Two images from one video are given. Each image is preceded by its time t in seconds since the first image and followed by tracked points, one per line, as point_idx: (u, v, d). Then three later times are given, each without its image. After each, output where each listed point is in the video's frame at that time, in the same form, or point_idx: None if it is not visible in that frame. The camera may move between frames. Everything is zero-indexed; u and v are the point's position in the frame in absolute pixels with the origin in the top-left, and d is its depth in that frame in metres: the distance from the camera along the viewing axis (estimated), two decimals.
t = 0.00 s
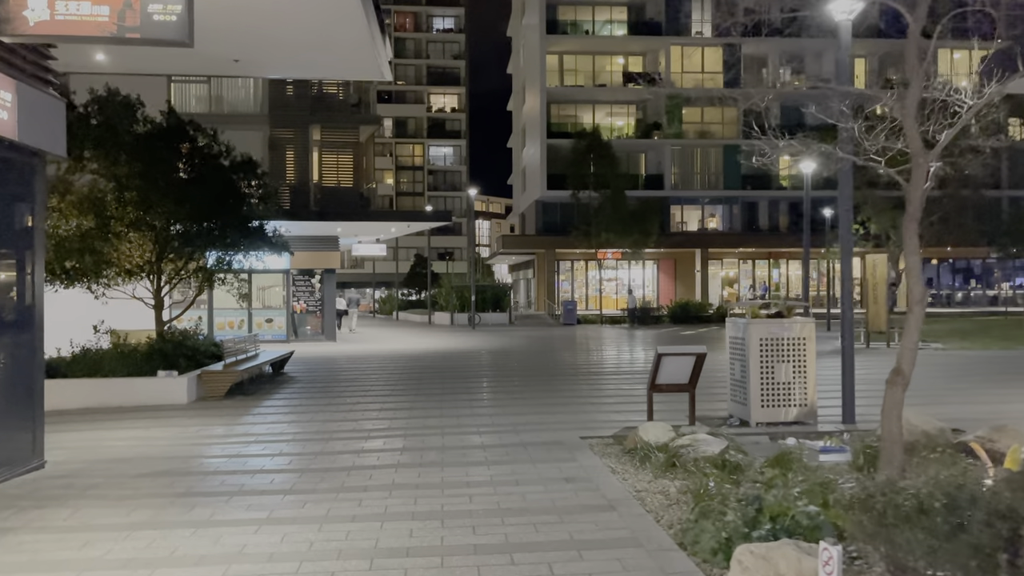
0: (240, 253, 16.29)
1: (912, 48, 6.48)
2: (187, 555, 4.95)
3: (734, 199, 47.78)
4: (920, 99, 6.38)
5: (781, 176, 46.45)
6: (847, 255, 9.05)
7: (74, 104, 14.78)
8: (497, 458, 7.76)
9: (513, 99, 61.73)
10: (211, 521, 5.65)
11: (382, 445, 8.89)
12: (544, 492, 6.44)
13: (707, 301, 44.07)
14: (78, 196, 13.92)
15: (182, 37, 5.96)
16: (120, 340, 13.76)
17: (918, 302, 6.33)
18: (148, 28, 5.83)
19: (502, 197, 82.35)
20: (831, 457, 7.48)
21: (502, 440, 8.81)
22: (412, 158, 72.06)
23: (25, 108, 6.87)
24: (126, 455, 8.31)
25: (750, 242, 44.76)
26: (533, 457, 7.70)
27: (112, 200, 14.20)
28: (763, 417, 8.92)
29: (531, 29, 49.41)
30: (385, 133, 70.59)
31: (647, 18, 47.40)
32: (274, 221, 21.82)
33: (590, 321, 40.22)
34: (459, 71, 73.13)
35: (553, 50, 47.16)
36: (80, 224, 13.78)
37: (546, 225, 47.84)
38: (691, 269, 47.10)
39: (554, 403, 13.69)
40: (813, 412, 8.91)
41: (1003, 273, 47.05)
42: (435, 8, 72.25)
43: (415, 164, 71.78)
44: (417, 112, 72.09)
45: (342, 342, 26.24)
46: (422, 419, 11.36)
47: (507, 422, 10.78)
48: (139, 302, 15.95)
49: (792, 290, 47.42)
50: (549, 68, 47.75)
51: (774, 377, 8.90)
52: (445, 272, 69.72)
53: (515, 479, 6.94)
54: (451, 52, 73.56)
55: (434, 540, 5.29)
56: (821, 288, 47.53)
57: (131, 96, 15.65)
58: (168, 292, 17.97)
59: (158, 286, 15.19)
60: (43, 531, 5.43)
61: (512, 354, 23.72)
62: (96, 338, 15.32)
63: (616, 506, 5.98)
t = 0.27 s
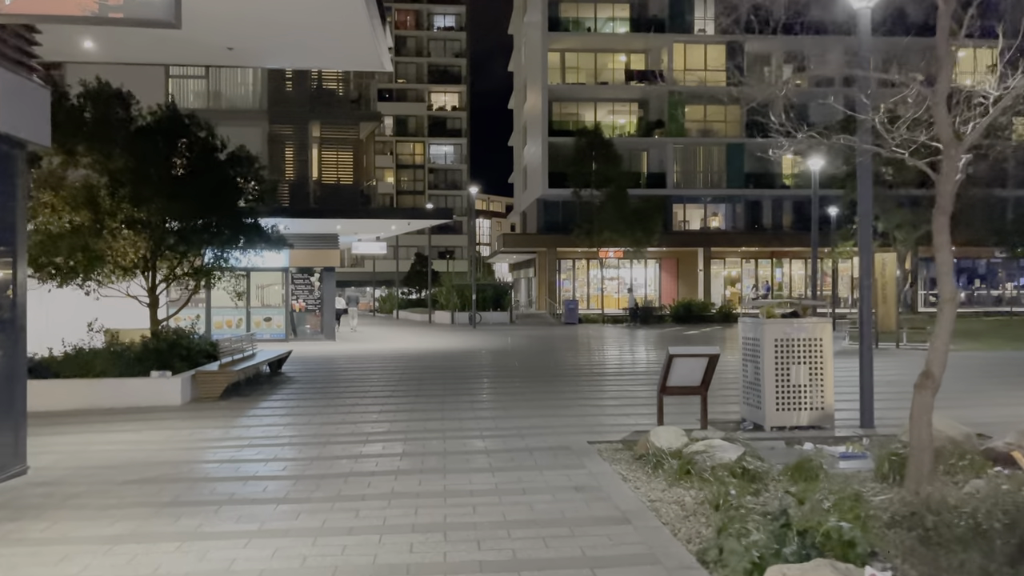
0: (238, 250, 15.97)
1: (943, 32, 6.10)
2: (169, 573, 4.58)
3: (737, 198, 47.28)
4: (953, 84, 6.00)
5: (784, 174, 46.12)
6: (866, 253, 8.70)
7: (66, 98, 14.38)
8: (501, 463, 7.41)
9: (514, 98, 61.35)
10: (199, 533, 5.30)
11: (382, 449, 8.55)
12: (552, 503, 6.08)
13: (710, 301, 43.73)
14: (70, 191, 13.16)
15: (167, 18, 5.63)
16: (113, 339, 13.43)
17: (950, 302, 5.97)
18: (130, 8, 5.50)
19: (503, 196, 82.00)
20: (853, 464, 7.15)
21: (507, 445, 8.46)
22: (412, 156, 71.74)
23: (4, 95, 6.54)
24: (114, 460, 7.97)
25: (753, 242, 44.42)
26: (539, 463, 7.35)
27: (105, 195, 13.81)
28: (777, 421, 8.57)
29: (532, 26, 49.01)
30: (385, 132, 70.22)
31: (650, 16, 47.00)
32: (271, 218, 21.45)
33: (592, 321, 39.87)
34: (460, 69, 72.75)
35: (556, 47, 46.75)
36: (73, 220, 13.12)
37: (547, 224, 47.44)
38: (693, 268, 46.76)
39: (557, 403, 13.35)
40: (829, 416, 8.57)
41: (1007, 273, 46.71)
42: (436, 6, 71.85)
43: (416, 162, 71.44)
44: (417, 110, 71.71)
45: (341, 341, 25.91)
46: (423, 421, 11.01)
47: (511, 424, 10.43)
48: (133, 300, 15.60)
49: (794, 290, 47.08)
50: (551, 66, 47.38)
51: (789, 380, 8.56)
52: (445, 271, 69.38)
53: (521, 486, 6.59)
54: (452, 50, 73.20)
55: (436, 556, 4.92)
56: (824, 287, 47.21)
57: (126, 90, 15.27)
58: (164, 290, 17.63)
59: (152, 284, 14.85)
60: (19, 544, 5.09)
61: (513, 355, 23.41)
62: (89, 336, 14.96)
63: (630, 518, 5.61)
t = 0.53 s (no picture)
0: (230, 247, 15.64)
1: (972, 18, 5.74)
2: None
3: (735, 197, 47.03)
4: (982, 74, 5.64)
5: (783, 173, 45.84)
6: (880, 252, 8.35)
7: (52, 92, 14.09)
8: (499, 473, 7.07)
9: (511, 95, 61.01)
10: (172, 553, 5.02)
11: (376, 454, 8.20)
12: (554, 519, 5.72)
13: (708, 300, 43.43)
14: (55, 184, 12.87)
15: None
16: (98, 338, 13.05)
17: (978, 305, 5.62)
18: None
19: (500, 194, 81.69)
20: (870, 475, 6.79)
21: (505, 450, 8.11)
22: (409, 153, 71.35)
23: None
24: (92, 466, 7.62)
25: (752, 241, 44.09)
26: (540, 472, 7.00)
27: (92, 191, 13.26)
28: (788, 428, 8.21)
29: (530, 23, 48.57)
30: (381, 128, 69.80)
31: (648, 12, 46.63)
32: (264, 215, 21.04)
33: (589, 320, 39.52)
34: (457, 65, 72.36)
35: (554, 44, 46.35)
36: (57, 216, 12.82)
37: (544, 223, 47.01)
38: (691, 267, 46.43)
39: (556, 405, 13.04)
40: (842, 423, 8.22)
41: (1007, 274, 46.45)
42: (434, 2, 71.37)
43: (413, 159, 71.04)
44: (414, 107, 71.29)
45: (336, 340, 25.53)
46: (419, 422, 10.66)
47: (510, 426, 10.09)
48: (120, 298, 15.22)
49: (793, 289, 46.78)
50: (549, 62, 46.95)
51: (800, 385, 8.19)
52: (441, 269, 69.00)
53: (521, 499, 6.25)
54: (449, 47, 72.79)
55: None
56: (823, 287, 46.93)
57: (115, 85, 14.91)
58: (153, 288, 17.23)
59: (140, 282, 14.44)
60: None
61: (510, 354, 23.08)
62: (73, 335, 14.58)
63: (638, 536, 5.25)
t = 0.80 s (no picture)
0: (214, 244, 15.24)
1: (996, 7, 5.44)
2: None
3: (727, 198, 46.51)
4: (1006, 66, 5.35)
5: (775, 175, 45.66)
6: (888, 254, 8.04)
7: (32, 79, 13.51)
8: (492, 481, 6.73)
9: (503, 94, 60.69)
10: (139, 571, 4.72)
11: (364, 459, 7.79)
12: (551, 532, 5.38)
13: (698, 302, 43.17)
14: (32, 176, 12.79)
15: None
16: (76, 335, 12.66)
17: (1001, 310, 5.32)
18: None
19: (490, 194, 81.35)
20: (879, 487, 6.47)
21: (500, 457, 7.73)
22: (399, 151, 70.88)
23: None
24: (62, 470, 7.25)
25: (743, 242, 43.81)
26: (535, 481, 6.64)
27: (69, 183, 12.95)
28: (791, 435, 7.91)
29: (523, 21, 48.18)
30: (372, 126, 69.31)
31: (642, 12, 46.37)
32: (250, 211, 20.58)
33: (579, 321, 39.19)
34: (449, 64, 72.01)
35: (547, 43, 46.01)
36: (35, 208, 12.72)
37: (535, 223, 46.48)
38: (682, 268, 46.09)
39: (548, 407, 12.72)
40: (847, 431, 7.93)
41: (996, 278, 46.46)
42: (426, 0, 70.95)
43: (403, 158, 70.58)
44: (405, 105, 70.82)
45: (322, 339, 25.09)
46: (408, 424, 10.27)
47: (503, 430, 9.70)
48: (100, 294, 14.81)
49: (783, 292, 46.58)
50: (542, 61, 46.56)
51: (804, 391, 7.89)
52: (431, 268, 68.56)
53: (515, 511, 5.90)
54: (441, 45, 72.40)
55: None
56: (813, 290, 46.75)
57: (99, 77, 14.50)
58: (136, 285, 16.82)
59: (120, 278, 14.07)
60: None
61: (500, 355, 22.74)
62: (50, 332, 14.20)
63: (641, 554, 4.92)
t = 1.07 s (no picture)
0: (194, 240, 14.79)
1: None
2: None
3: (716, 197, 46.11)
4: None
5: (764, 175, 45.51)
6: (893, 254, 7.74)
7: None
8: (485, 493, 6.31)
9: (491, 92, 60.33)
10: None
11: (347, 465, 7.31)
12: (547, 552, 5.01)
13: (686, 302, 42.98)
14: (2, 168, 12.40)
15: None
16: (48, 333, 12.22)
17: None
18: None
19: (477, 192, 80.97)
20: (887, 499, 6.17)
21: (490, 466, 7.31)
22: (386, 149, 70.32)
23: None
24: (25, 478, 6.82)
25: (731, 242, 43.60)
26: (528, 492, 6.27)
27: (38, 173, 12.56)
28: (793, 442, 7.60)
29: (512, 18, 47.83)
30: (358, 123, 68.72)
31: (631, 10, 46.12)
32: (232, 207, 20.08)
33: (567, 320, 38.88)
34: (436, 61, 71.57)
35: (535, 40, 45.66)
36: (7, 203, 12.48)
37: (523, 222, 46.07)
38: (670, 268, 45.82)
39: (538, 410, 12.36)
40: (850, 438, 7.63)
41: (982, 280, 46.51)
42: None
43: (390, 155, 70.04)
44: (392, 102, 70.28)
45: (306, 338, 24.63)
46: (394, 426, 9.81)
47: (492, 435, 9.26)
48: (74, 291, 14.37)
49: (771, 292, 46.42)
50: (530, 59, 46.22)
51: (807, 397, 7.58)
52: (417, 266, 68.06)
53: (508, 527, 5.52)
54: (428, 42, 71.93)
55: None
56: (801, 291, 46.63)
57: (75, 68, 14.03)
58: (114, 281, 16.35)
59: (95, 273, 13.61)
60: None
61: (487, 355, 22.40)
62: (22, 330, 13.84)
63: None
